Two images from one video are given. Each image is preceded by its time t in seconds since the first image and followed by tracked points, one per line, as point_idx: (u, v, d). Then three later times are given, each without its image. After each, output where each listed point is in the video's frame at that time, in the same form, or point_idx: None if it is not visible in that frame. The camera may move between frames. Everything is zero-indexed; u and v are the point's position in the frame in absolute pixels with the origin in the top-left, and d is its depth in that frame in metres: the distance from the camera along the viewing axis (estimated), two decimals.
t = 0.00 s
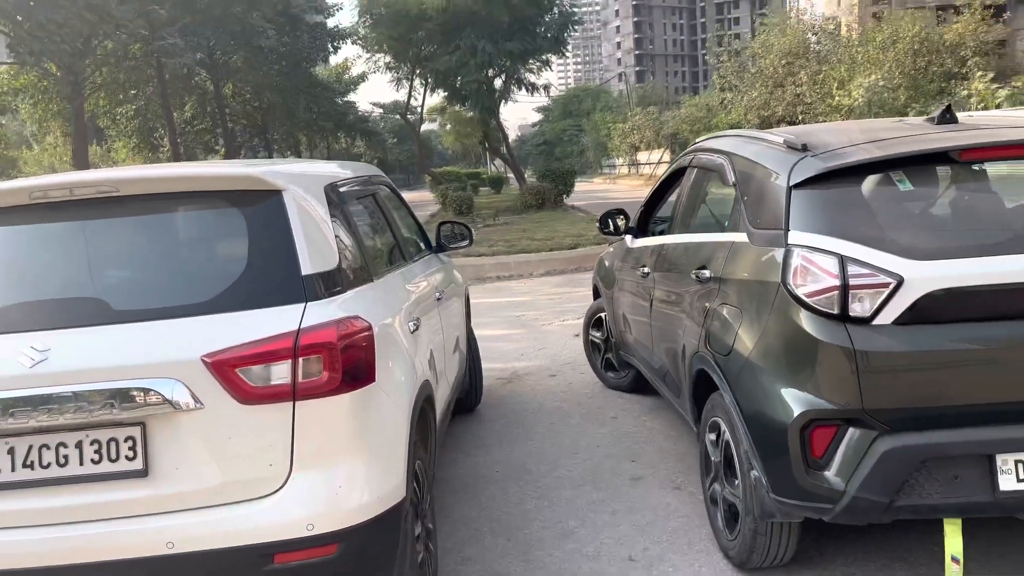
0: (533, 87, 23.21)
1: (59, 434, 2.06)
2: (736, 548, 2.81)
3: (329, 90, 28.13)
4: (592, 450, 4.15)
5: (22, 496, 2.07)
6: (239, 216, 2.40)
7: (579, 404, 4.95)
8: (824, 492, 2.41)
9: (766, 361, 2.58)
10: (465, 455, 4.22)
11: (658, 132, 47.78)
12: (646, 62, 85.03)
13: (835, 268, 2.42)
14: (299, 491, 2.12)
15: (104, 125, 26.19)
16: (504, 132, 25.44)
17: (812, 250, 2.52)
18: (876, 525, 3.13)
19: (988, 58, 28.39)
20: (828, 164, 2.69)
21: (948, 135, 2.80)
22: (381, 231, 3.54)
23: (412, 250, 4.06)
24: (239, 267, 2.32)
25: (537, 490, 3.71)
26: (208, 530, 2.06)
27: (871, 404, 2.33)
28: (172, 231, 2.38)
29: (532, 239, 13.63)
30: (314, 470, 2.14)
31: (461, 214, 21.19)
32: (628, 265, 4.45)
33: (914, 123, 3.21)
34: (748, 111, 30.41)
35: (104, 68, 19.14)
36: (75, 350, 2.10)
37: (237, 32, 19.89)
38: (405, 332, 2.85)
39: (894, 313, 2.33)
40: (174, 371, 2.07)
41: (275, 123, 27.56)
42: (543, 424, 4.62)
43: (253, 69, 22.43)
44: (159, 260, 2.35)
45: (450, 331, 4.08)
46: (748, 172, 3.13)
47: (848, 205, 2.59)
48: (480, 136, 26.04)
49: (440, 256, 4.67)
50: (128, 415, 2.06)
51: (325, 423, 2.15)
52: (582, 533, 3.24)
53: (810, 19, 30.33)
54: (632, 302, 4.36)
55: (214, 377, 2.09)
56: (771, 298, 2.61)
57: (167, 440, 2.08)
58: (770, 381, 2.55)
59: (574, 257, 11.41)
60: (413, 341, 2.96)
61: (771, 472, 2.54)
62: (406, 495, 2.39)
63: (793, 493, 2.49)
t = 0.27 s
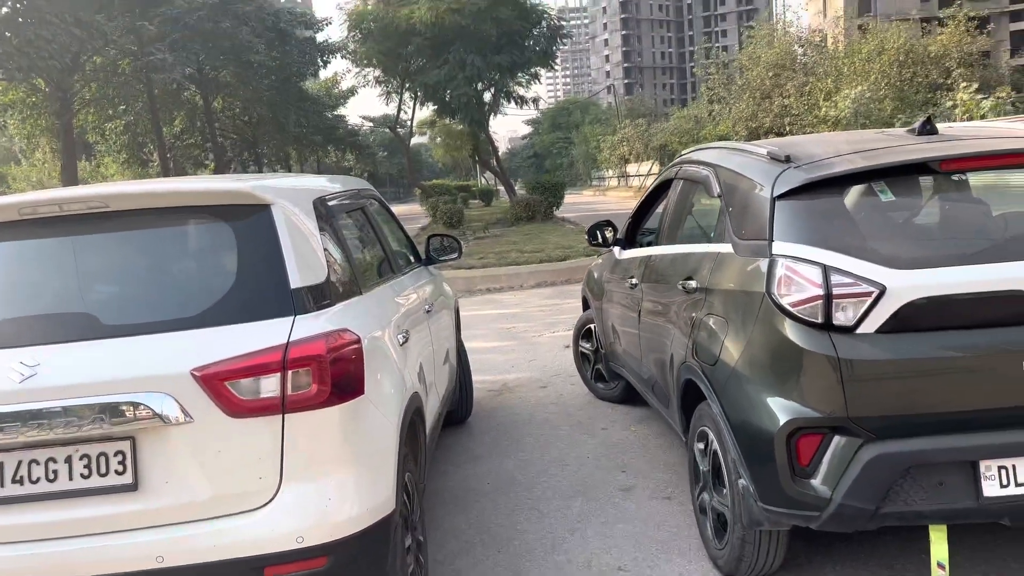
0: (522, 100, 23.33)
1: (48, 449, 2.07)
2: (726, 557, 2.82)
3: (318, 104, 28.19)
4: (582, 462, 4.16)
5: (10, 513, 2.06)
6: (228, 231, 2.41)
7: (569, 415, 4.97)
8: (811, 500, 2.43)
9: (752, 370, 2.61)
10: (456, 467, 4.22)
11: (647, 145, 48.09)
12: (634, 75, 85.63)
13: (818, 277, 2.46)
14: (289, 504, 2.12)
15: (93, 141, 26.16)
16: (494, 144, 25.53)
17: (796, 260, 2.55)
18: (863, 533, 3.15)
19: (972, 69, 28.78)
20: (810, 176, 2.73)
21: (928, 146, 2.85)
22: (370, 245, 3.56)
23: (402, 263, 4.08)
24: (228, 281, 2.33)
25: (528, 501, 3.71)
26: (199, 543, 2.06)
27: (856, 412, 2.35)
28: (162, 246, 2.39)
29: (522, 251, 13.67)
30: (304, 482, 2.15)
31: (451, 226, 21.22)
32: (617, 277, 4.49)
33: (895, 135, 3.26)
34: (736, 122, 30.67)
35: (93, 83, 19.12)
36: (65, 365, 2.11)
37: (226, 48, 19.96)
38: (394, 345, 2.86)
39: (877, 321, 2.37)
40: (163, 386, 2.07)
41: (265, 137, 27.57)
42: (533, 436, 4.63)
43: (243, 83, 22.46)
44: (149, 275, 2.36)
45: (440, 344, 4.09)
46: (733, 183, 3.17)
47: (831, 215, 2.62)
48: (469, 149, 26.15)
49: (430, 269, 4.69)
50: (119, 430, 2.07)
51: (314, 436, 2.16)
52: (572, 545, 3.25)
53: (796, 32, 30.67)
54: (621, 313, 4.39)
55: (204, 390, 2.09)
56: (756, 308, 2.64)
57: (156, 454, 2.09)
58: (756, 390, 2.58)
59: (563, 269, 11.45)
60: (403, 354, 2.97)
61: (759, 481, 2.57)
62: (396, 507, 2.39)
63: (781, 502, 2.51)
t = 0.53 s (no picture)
0: (516, 109, 23.38)
1: (43, 461, 2.06)
2: (721, 563, 2.83)
3: (313, 115, 28.22)
4: (578, 469, 4.16)
5: (4, 525, 2.06)
6: (223, 241, 2.42)
7: (565, 423, 4.97)
8: (805, 506, 2.44)
9: (745, 377, 2.62)
10: (451, 476, 4.22)
11: (641, 153, 48.23)
12: (628, 84, 86.02)
13: (810, 285, 2.48)
14: (284, 514, 2.12)
15: (87, 152, 26.14)
16: (488, 154, 25.58)
17: (788, 267, 2.57)
18: (858, 538, 3.16)
19: (963, 77, 29.00)
20: (801, 183, 2.75)
21: (918, 153, 2.88)
22: (365, 254, 3.56)
23: (396, 271, 4.09)
24: (223, 292, 2.33)
25: (523, 510, 3.71)
26: (194, 554, 2.05)
27: (848, 418, 2.37)
28: (157, 257, 2.40)
29: (517, 260, 13.69)
30: (299, 492, 2.15)
31: (446, 236, 21.22)
32: (611, 285, 4.50)
33: (884, 143, 3.28)
34: (730, 130, 30.80)
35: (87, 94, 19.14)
36: (60, 376, 2.11)
37: (220, 59, 19.98)
38: (389, 354, 2.87)
39: (868, 327, 2.38)
40: (157, 397, 2.08)
41: (260, 148, 27.60)
42: (528, 444, 4.63)
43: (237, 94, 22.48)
44: (144, 285, 2.36)
45: (435, 352, 4.10)
46: (725, 192, 3.19)
47: (822, 222, 2.64)
48: (464, 159, 26.19)
49: (424, 278, 4.70)
50: (114, 441, 2.07)
51: (309, 444, 2.16)
52: (567, 553, 3.25)
53: (788, 41, 30.89)
54: (615, 321, 4.40)
55: (199, 401, 2.09)
56: (749, 315, 2.66)
57: (151, 465, 2.09)
58: (749, 397, 2.59)
59: (558, 277, 11.47)
60: (397, 363, 2.98)
61: (753, 487, 2.58)
62: (391, 517, 2.39)
63: (776, 508, 2.52)
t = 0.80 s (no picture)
0: (513, 114, 23.41)
1: (42, 468, 2.06)
2: (721, 566, 2.83)
3: (311, 120, 28.27)
4: (577, 473, 4.16)
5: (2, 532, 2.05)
6: (221, 248, 2.42)
7: (564, 427, 4.97)
8: (803, 508, 2.44)
9: (743, 380, 2.63)
10: (450, 481, 4.22)
11: (639, 157, 48.33)
12: (625, 88, 86.20)
13: (807, 287, 2.48)
14: (284, 519, 2.12)
15: (85, 159, 26.19)
16: (485, 159, 25.60)
17: (785, 270, 2.58)
18: (858, 541, 3.16)
19: (958, 80, 29.08)
20: (798, 186, 2.76)
21: (914, 156, 2.89)
22: (363, 259, 3.57)
23: (394, 277, 4.09)
24: (221, 298, 2.33)
25: (523, 514, 3.71)
26: (193, 560, 2.05)
27: (847, 421, 2.37)
28: (156, 263, 2.40)
29: (515, 264, 13.69)
30: (298, 498, 2.15)
31: (444, 241, 21.21)
32: (609, 289, 4.51)
33: (880, 146, 3.30)
34: (727, 133, 30.85)
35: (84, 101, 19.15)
36: (59, 383, 2.11)
37: (218, 65, 20.04)
38: (388, 359, 2.88)
39: (866, 330, 2.39)
40: (156, 404, 2.08)
41: (258, 154, 27.61)
42: (528, 449, 4.63)
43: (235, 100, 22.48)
44: (143, 292, 2.36)
45: (434, 358, 4.10)
46: (722, 195, 3.20)
47: (819, 225, 2.65)
48: (461, 164, 26.23)
49: (423, 283, 4.71)
50: (113, 448, 2.06)
51: (308, 450, 2.16)
52: (567, 557, 3.24)
53: (785, 44, 30.96)
54: (613, 325, 4.41)
55: (197, 407, 2.09)
56: (746, 318, 2.66)
57: (150, 471, 2.08)
58: (748, 400, 2.59)
59: (557, 281, 11.47)
60: (396, 368, 2.98)
61: (752, 490, 2.58)
62: (390, 522, 2.39)
63: (774, 511, 2.52)
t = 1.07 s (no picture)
0: (512, 114, 23.40)
1: (41, 470, 2.06)
2: (721, 566, 2.83)
3: (310, 121, 28.25)
4: (577, 473, 4.16)
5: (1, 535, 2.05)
6: (220, 250, 2.42)
7: (564, 427, 4.97)
8: (803, 507, 2.45)
9: (742, 380, 2.63)
10: (451, 482, 4.22)
11: (638, 157, 48.32)
12: (624, 88, 86.23)
13: (806, 286, 2.48)
14: (283, 521, 2.12)
15: (85, 161, 26.20)
16: (485, 159, 25.59)
17: (784, 270, 2.58)
18: (858, 540, 3.16)
19: (957, 78, 29.09)
20: (797, 186, 2.76)
21: (913, 154, 2.89)
22: (362, 260, 3.56)
23: (394, 277, 4.10)
24: (220, 300, 2.33)
25: (523, 514, 3.71)
26: (192, 561, 2.05)
27: (847, 419, 2.37)
28: (155, 265, 2.40)
29: (515, 265, 13.69)
30: (298, 499, 2.15)
31: (444, 241, 21.20)
32: (609, 288, 4.51)
33: (879, 144, 3.30)
34: (726, 133, 30.81)
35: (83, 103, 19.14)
36: (58, 385, 2.11)
37: (217, 66, 20.03)
38: (387, 360, 2.88)
39: (866, 329, 2.39)
40: (155, 406, 2.08)
41: (257, 155, 27.61)
42: (528, 449, 4.63)
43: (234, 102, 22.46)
44: (142, 294, 2.36)
45: (433, 358, 4.10)
46: (721, 194, 3.20)
47: (818, 224, 2.65)
48: (461, 164, 26.22)
49: (422, 283, 4.70)
50: (112, 450, 2.06)
51: (306, 451, 2.16)
52: (568, 557, 3.24)
53: (784, 43, 30.97)
54: (613, 325, 4.41)
55: (196, 409, 2.09)
56: (745, 317, 2.66)
57: (150, 473, 2.08)
58: (748, 399, 2.59)
59: (556, 282, 11.47)
60: (396, 369, 2.98)
61: (752, 489, 2.58)
62: (390, 523, 2.39)
63: (774, 510, 2.52)
